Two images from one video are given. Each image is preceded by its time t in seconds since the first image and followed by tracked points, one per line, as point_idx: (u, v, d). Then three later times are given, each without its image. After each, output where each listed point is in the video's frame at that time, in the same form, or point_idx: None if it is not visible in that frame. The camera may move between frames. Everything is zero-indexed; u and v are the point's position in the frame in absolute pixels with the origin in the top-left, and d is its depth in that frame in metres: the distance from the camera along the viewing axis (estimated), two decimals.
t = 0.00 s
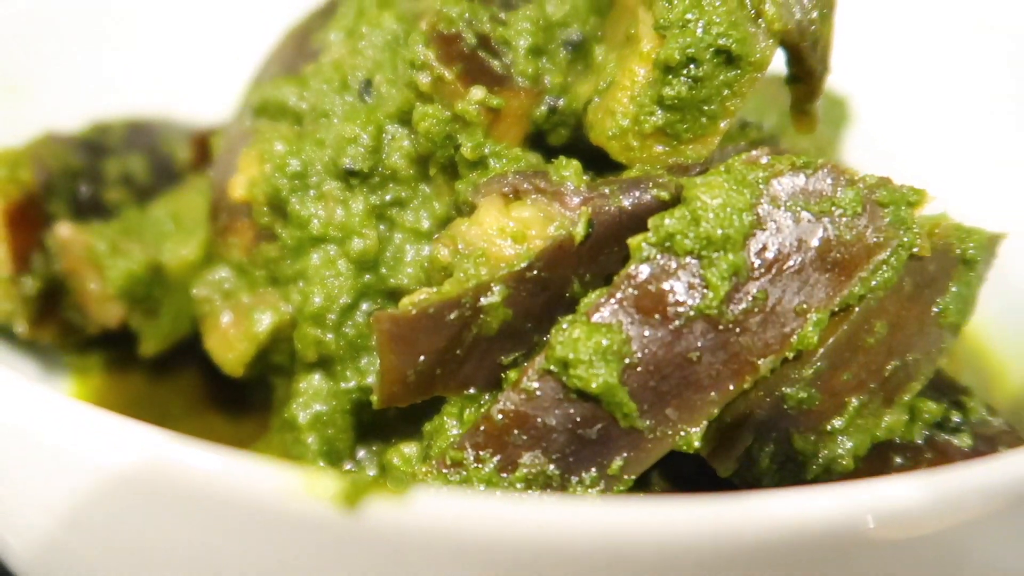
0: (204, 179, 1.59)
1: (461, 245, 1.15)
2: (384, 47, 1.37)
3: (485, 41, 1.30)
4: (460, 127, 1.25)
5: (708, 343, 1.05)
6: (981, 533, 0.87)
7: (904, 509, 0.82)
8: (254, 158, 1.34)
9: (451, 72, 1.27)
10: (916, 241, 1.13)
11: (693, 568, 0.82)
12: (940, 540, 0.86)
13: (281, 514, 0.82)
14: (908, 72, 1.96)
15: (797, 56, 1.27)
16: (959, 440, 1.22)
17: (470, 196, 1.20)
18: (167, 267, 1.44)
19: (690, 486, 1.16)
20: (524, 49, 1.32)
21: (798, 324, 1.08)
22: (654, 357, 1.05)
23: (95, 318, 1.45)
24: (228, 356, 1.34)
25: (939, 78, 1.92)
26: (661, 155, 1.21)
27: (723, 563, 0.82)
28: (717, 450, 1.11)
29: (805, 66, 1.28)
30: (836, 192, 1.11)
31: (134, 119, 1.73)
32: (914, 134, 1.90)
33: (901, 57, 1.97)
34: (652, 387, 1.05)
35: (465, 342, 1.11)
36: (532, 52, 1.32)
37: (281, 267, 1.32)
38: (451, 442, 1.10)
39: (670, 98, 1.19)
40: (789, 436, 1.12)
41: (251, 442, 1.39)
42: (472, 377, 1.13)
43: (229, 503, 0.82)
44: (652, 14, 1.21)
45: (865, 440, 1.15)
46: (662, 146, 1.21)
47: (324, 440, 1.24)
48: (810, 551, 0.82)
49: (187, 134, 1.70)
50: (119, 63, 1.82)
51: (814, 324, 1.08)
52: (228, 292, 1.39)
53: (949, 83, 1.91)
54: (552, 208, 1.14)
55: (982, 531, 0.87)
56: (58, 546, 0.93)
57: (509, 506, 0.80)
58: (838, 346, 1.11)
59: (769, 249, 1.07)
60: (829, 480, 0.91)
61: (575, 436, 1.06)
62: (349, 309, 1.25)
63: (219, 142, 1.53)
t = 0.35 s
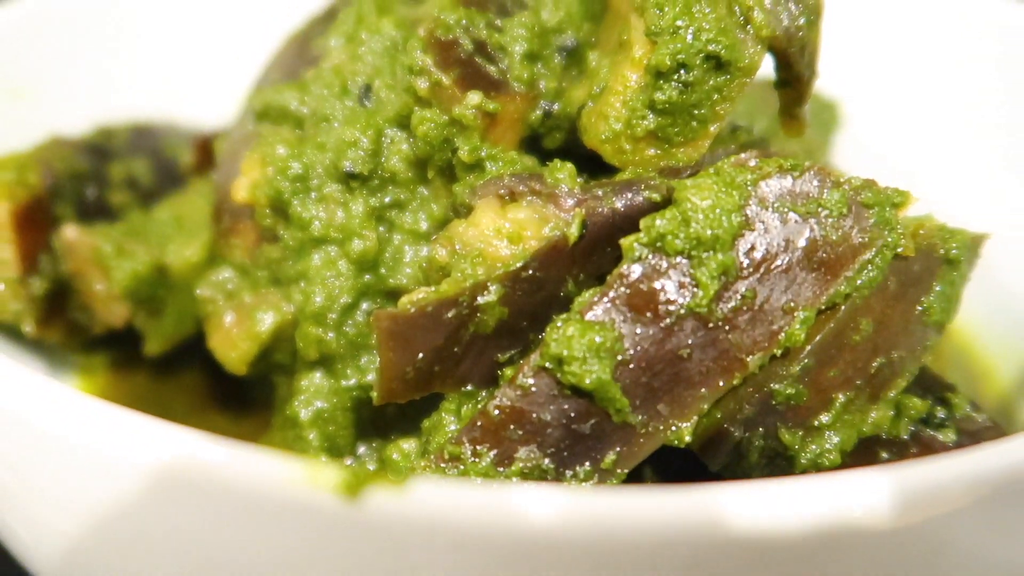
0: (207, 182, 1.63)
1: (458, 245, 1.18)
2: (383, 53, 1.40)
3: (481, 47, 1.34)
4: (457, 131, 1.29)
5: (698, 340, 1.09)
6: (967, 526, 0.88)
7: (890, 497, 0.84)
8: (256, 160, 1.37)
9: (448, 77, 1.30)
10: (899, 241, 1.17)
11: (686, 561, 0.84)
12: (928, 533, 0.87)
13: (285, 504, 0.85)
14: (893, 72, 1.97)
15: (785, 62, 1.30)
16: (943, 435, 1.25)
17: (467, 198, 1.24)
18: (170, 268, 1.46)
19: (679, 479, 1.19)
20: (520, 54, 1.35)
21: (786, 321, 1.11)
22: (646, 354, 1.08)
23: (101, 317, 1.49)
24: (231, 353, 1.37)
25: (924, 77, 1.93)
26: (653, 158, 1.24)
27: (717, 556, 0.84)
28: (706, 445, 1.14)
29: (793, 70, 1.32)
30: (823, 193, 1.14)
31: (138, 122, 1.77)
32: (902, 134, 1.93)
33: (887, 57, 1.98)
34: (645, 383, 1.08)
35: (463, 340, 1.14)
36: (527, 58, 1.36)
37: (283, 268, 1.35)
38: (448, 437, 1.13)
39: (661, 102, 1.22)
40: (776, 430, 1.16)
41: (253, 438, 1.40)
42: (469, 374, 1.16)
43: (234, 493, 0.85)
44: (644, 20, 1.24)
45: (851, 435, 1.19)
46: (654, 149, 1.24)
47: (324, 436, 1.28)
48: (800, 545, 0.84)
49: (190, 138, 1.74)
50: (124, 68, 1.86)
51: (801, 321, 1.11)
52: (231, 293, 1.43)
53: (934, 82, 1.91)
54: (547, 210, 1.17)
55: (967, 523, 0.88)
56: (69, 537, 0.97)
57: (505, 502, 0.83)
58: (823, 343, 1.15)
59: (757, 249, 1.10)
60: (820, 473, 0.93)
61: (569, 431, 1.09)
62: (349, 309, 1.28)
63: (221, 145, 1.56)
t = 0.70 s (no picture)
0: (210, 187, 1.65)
1: (457, 249, 1.21)
2: (383, 60, 1.43)
3: (479, 54, 1.37)
4: (455, 137, 1.31)
5: (692, 341, 1.11)
6: (957, 521, 0.88)
7: (884, 493, 0.84)
8: (258, 166, 1.40)
9: (446, 85, 1.34)
10: (887, 244, 1.20)
11: (682, 560, 0.85)
12: (917, 528, 0.87)
13: (291, 500, 0.87)
14: (888, 77, 1.98)
15: (776, 69, 1.33)
16: (932, 434, 1.27)
17: (466, 203, 1.26)
18: (173, 272, 1.51)
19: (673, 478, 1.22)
20: (517, 62, 1.38)
21: (776, 323, 1.14)
22: (640, 355, 1.10)
23: (106, 320, 1.51)
24: (234, 355, 1.41)
25: (914, 81, 1.94)
26: (647, 163, 1.27)
27: (714, 554, 0.84)
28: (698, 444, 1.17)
29: (785, 79, 1.34)
30: (813, 198, 1.16)
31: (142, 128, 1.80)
32: (894, 140, 1.95)
33: (876, 62, 2.00)
34: (639, 384, 1.11)
35: (461, 342, 1.17)
36: (524, 65, 1.38)
37: (284, 271, 1.38)
38: (447, 436, 1.15)
39: (655, 109, 1.25)
40: (767, 429, 1.19)
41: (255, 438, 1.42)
42: (467, 374, 1.19)
43: (242, 489, 0.87)
44: (638, 28, 1.27)
45: (840, 434, 1.22)
46: (648, 155, 1.27)
47: (326, 437, 1.30)
48: (792, 540, 0.84)
49: (193, 144, 1.77)
50: (127, 74, 1.89)
51: (792, 322, 1.14)
52: (233, 295, 1.45)
53: (924, 86, 1.93)
54: (544, 214, 1.19)
55: (957, 519, 0.88)
56: (75, 535, 0.99)
57: (501, 498, 0.85)
58: (813, 345, 1.18)
59: (749, 252, 1.13)
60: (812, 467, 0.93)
61: (565, 430, 1.12)
62: (350, 311, 1.31)
63: (224, 151, 1.58)
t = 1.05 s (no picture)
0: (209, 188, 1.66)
1: (454, 251, 1.24)
2: (382, 66, 1.45)
3: (476, 60, 1.40)
4: (452, 141, 1.35)
5: (684, 341, 1.14)
6: (943, 516, 0.89)
7: (869, 485, 0.86)
8: (258, 169, 1.43)
9: (444, 90, 1.37)
10: (875, 245, 1.23)
11: (676, 561, 0.86)
12: (906, 524, 0.88)
13: (296, 500, 0.90)
14: (879, 81, 2.01)
15: (767, 74, 1.36)
16: (920, 433, 1.29)
17: (462, 206, 1.29)
18: (176, 274, 1.53)
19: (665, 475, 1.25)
20: (513, 67, 1.41)
21: (766, 323, 1.16)
22: (633, 355, 1.13)
23: (109, 321, 1.55)
24: (235, 356, 1.43)
25: (906, 86, 1.97)
26: (640, 167, 1.30)
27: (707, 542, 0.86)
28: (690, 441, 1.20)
29: (776, 84, 1.37)
30: (802, 201, 1.19)
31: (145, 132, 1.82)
32: (887, 144, 1.98)
33: (869, 67, 2.02)
34: (632, 382, 1.13)
35: (458, 341, 1.19)
36: (521, 71, 1.41)
37: (285, 273, 1.40)
38: (444, 433, 1.17)
39: (648, 114, 1.27)
40: (758, 427, 1.21)
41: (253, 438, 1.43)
42: (464, 373, 1.22)
43: (245, 486, 0.90)
44: (632, 35, 1.29)
45: (830, 432, 1.24)
46: (641, 158, 1.30)
47: (325, 435, 1.32)
48: (779, 533, 0.86)
49: (195, 148, 1.79)
50: (130, 78, 1.91)
51: (782, 323, 1.17)
52: (235, 297, 1.48)
53: (915, 91, 1.95)
54: (539, 216, 1.22)
55: (945, 512, 0.88)
56: (79, 533, 1.00)
57: (496, 495, 0.88)
58: (803, 344, 1.20)
59: (740, 254, 1.16)
60: (797, 467, 0.96)
61: (560, 428, 1.14)
62: (349, 312, 1.34)
63: (226, 155, 1.61)
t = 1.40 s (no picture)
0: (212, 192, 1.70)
1: (452, 255, 1.27)
2: (382, 73, 1.49)
3: (474, 67, 1.43)
4: (450, 147, 1.37)
5: (677, 343, 1.16)
6: (931, 512, 0.89)
7: (859, 482, 0.87)
8: (260, 174, 1.46)
9: (441, 97, 1.41)
10: (865, 249, 1.24)
11: (672, 558, 0.88)
12: (898, 522, 0.89)
13: (298, 497, 0.91)
14: (870, 86, 2.04)
15: (759, 81, 1.38)
16: (911, 433, 1.30)
17: (461, 210, 1.31)
18: (177, 278, 1.57)
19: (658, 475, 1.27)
20: (511, 74, 1.44)
21: (758, 325, 1.19)
22: (627, 356, 1.15)
23: (113, 324, 1.59)
24: (237, 357, 1.46)
25: (898, 91, 2.00)
26: (635, 172, 1.32)
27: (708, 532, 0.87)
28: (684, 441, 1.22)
29: (768, 91, 1.40)
30: (792, 205, 1.22)
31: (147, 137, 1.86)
32: (879, 148, 2.01)
33: (862, 72, 2.05)
34: (627, 383, 1.16)
35: (456, 343, 1.21)
36: (518, 78, 1.45)
37: (286, 276, 1.43)
38: (443, 433, 1.19)
39: (641, 121, 1.30)
40: (750, 427, 1.24)
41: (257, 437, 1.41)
42: (462, 374, 1.24)
43: (253, 487, 0.91)
44: (626, 43, 1.33)
45: (821, 433, 1.27)
46: (636, 164, 1.32)
47: (326, 436, 1.34)
48: (770, 527, 0.87)
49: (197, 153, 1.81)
50: (132, 84, 1.94)
51: (773, 325, 1.19)
52: (236, 300, 1.49)
53: (907, 96, 1.98)
54: (535, 221, 1.24)
55: (937, 510, 0.90)
56: (86, 532, 1.02)
57: (493, 495, 0.89)
58: (794, 346, 1.23)
59: (732, 258, 1.18)
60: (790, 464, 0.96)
61: (556, 429, 1.16)
62: (349, 315, 1.36)
63: (228, 160, 1.63)
